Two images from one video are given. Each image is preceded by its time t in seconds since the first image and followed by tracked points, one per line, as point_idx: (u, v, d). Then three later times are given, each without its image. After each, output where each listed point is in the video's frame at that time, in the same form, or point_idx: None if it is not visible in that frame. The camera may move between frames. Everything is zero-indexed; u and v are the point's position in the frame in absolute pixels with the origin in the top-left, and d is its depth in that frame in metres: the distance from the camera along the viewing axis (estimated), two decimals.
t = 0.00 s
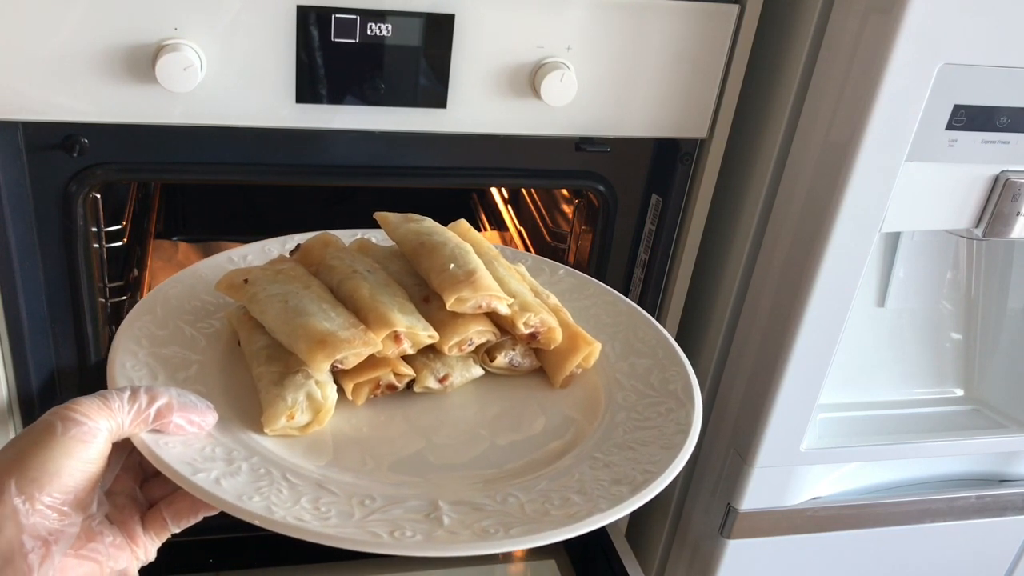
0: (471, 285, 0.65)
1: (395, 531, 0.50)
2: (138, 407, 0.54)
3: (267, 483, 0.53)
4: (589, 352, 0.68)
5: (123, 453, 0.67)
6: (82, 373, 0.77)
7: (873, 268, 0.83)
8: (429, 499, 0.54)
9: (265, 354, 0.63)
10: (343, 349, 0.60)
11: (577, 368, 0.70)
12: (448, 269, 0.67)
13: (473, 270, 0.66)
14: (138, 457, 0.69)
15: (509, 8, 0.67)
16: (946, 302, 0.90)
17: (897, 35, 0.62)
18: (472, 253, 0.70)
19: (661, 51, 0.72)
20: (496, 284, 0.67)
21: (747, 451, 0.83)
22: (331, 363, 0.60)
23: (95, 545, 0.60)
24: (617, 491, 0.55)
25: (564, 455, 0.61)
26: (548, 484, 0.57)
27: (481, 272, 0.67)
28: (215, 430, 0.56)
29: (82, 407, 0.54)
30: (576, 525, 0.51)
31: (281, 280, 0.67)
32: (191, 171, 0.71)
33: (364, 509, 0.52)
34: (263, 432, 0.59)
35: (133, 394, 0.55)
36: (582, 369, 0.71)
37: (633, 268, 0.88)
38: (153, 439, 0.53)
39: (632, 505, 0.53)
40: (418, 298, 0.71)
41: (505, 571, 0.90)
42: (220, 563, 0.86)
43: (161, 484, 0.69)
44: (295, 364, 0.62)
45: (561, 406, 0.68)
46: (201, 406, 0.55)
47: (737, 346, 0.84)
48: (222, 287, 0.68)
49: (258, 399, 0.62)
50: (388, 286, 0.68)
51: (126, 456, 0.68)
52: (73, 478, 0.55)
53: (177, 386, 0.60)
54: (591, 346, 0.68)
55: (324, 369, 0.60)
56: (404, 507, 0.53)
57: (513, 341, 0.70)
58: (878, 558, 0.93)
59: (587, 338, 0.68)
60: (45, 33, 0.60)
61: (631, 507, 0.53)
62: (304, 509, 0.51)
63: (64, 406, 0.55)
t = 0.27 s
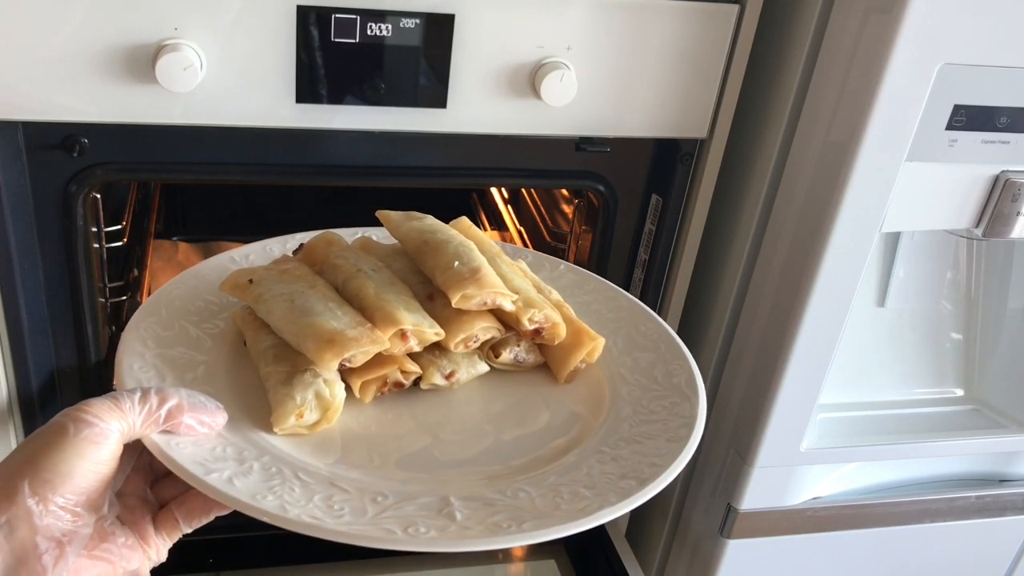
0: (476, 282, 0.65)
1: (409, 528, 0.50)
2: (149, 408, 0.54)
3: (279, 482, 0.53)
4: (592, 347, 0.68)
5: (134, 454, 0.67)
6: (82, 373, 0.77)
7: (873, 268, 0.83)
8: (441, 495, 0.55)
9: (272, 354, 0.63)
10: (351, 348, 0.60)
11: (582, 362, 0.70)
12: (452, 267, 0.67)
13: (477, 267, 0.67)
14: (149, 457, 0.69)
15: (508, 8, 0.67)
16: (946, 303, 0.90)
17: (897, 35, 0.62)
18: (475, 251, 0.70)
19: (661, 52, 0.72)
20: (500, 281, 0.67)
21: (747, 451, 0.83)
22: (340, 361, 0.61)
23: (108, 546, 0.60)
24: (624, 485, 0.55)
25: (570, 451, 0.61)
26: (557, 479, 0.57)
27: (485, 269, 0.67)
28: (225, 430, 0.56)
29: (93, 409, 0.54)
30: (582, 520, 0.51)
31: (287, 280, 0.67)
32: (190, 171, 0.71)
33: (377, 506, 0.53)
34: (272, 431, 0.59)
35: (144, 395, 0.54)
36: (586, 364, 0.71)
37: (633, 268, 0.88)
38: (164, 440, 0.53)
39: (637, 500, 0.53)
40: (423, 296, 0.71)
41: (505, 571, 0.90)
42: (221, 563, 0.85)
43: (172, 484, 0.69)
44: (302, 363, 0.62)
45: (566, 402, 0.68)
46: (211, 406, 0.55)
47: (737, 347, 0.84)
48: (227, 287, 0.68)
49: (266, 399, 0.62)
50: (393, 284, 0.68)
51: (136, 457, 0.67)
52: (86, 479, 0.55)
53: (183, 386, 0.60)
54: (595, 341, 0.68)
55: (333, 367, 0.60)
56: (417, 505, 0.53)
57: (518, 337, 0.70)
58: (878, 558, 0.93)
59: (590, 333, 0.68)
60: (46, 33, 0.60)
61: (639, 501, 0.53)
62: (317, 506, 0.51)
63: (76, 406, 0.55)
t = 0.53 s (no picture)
0: (476, 275, 0.66)
1: (421, 522, 0.51)
2: (156, 408, 0.53)
3: (290, 479, 0.53)
4: (590, 337, 0.69)
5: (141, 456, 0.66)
6: (82, 373, 0.77)
7: (873, 268, 0.83)
8: (450, 488, 0.55)
9: (275, 350, 0.63)
10: (356, 343, 0.60)
11: (580, 352, 0.70)
12: (452, 260, 0.67)
13: (477, 259, 0.67)
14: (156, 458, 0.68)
15: (509, 8, 0.67)
16: (946, 303, 0.90)
17: (897, 35, 0.62)
18: (473, 242, 0.70)
19: (661, 52, 0.72)
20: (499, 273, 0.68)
21: (747, 451, 0.83)
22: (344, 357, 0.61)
23: (118, 546, 0.60)
24: (629, 476, 0.56)
25: (570, 443, 0.61)
26: (563, 469, 0.57)
27: (485, 261, 0.67)
28: (232, 428, 0.56)
29: (102, 409, 0.54)
30: (583, 513, 0.51)
31: (286, 275, 0.67)
32: (190, 171, 0.71)
33: (387, 501, 0.53)
34: (278, 428, 0.59)
35: (150, 395, 0.54)
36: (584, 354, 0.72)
37: (634, 268, 0.88)
38: (171, 439, 0.52)
39: (638, 492, 0.53)
40: (422, 289, 0.71)
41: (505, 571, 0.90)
42: (221, 563, 0.85)
43: (179, 483, 0.68)
44: (305, 359, 0.62)
45: (565, 391, 0.68)
46: (217, 404, 0.55)
47: (737, 347, 0.84)
48: (225, 283, 0.67)
49: (270, 396, 0.61)
50: (393, 277, 0.68)
51: (143, 459, 0.67)
52: (96, 479, 0.55)
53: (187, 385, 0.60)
54: (593, 331, 0.69)
55: (338, 363, 0.60)
56: (427, 498, 0.53)
57: (517, 328, 0.70)
58: (878, 558, 0.93)
59: (589, 323, 0.69)
60: (46, 33, 0.60)
61: (645, 488, 0.54)
62: (328, 503, 0.51)
63: (84, 407, 0.55)
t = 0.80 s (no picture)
0: (473, 272, 0.66)
1: (436, 517, 0.51)
2: (166, 412, 0.53)
3: (303, 479, 0.53)
4: (584, 329, 0.69)
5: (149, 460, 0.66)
6: (82, 373, 0.77)
7: (874, 268, 0.83)
8: (461, 483, 0.55)
9: (275, 351, 0.63)
10: (360, 343, 0.60)
11: (574, 345, 0.71)
12: (448, 257, 0.68)
13: (473, 256, 0.67)
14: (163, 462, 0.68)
15: (509, 9, 0.67)
16: (946, 302, 0.90)
17: (897, 35, 0.62)
18: (467, 240, 0.70)
19: (661, 52, 0.72)
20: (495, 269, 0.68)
21: (747, 451, 0.83)
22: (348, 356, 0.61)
23: (132, 551, 0.60)
24: (634, 467, 0.56)
25: (567, 438, 0.61)
26: (566, 461, 0.58)
27: (480, 258, 0.68)
28: (240, 432, 0.56)
29: (113, 415, 0.54)
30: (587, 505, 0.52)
31: (283, 276, 0.67)
32: (190, 171, 0.71)
33: (400, 498, 0.53)
34: (284, 429, 0.59)
35: (160, 400, 0.54)
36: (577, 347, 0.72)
37: (634, 269, 0.88)
38: (182, 443, 0.53)
39: (642, 483, 0.54)
40: (418, 287, 0.71)
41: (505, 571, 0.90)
42: (220, 563, 0.85)
43: (188, 488, 0.68)
44: (308, 359, 0.62)
45: (562, 385, 0.68)
46: (226, 407, 0.55)
47: (736, 347, 0.85)
48: (221, 285, 0.67)
49: (274, 398, 0.61)
50: (390, 276, 0.69)
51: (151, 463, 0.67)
52: (109, 486, 0.55)
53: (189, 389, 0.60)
54: (586, 323, 0.69)
55: (343, 362, 0.60)
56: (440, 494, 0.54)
57: (512, 323, 0.70)
58: (879, 558, 0.93)
59: (582, 317, 0.69)
60: (46, 34, 0.60)
61: (650, 476, 0.55)
62: (343, 500, 0.51)
63: (95, 413, 0.55)
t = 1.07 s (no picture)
0: (465, 261, 0.66)
1: (444, 504, 0.51)
2: (169, 409, 0.53)
3: (308, 471, 0.53)
4: (575, 315, 0.69)
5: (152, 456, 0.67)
6: (82, 373, 0.77)
7: (873, 267, 0.83)
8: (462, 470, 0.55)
9: (272, 345, 0.63)
10: (358, 334, 0.60)
11: (565, 330, 0.71)
12: (440, 247, 0.68)
13: (464, 245, 0.67)
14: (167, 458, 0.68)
15: (510, 8, 0.67)
16: (946, 302, 0.90)
17: (897, 35, 0.62)
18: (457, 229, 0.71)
19: (662, 53, 0.72)
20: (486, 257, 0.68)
21: (747, 451, 0.83)
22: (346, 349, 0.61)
23: (136, 549, 0.61)
24: (633, 447, 0.56)
25: (565, 421, 0.62)
26: (565, 444, 0.58)
27: (471, 247, 0.68)
28: (241, 426, 0.56)
29: (115, 413, 0.54)
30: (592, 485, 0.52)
31: (275, 270, 0.67)
32: (190, 171, 0.71)
33: (405, 487, 0.53)
34: (285, 422, 0.58)
35: (162, 397, 0.54)
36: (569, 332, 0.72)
37: (634, 268, 0.88)
38: (185, 440, 0.52)
39: (646, 458, 0.55)
40: (410, 277, 0.71)
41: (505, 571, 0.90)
42: (220, 563, 0.85)
43: (191, 484, 0.68)
44: (306, 353, 0.62)
45: (556, 370, 0.68)
46: (226, 402, 0.55)
47: (736, 347, 0.85)
48: (212, 282, 0.67)
49: (271, 392, 0.61)
50: (382, 267, 0.69)
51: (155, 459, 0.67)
52: (114, 484, 0.55)
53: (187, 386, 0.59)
54: (577, 309, 0.69)
55: (341, 354, 0.60)
56: (445, 480, 0.54)
57: (504, 310, 0.70)
58: (879, 557, 0.93)
59: (572, 303, 0.69)
60: (46, 34, 0.60)
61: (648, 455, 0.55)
62: (349, 491, 0.51)
63: (98, 411, 0.55)
